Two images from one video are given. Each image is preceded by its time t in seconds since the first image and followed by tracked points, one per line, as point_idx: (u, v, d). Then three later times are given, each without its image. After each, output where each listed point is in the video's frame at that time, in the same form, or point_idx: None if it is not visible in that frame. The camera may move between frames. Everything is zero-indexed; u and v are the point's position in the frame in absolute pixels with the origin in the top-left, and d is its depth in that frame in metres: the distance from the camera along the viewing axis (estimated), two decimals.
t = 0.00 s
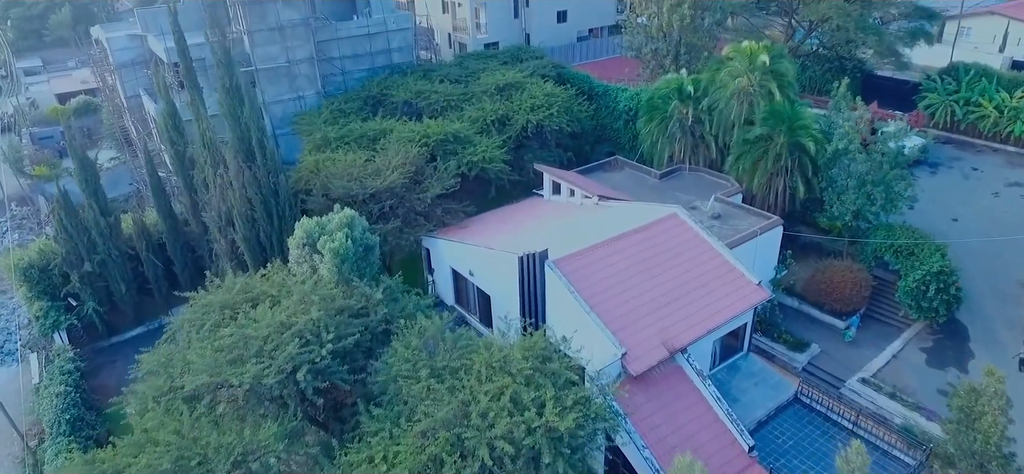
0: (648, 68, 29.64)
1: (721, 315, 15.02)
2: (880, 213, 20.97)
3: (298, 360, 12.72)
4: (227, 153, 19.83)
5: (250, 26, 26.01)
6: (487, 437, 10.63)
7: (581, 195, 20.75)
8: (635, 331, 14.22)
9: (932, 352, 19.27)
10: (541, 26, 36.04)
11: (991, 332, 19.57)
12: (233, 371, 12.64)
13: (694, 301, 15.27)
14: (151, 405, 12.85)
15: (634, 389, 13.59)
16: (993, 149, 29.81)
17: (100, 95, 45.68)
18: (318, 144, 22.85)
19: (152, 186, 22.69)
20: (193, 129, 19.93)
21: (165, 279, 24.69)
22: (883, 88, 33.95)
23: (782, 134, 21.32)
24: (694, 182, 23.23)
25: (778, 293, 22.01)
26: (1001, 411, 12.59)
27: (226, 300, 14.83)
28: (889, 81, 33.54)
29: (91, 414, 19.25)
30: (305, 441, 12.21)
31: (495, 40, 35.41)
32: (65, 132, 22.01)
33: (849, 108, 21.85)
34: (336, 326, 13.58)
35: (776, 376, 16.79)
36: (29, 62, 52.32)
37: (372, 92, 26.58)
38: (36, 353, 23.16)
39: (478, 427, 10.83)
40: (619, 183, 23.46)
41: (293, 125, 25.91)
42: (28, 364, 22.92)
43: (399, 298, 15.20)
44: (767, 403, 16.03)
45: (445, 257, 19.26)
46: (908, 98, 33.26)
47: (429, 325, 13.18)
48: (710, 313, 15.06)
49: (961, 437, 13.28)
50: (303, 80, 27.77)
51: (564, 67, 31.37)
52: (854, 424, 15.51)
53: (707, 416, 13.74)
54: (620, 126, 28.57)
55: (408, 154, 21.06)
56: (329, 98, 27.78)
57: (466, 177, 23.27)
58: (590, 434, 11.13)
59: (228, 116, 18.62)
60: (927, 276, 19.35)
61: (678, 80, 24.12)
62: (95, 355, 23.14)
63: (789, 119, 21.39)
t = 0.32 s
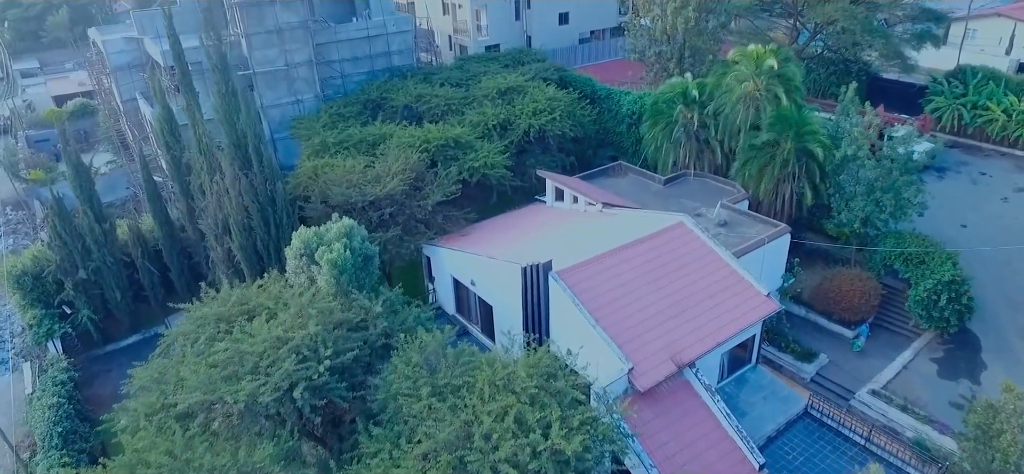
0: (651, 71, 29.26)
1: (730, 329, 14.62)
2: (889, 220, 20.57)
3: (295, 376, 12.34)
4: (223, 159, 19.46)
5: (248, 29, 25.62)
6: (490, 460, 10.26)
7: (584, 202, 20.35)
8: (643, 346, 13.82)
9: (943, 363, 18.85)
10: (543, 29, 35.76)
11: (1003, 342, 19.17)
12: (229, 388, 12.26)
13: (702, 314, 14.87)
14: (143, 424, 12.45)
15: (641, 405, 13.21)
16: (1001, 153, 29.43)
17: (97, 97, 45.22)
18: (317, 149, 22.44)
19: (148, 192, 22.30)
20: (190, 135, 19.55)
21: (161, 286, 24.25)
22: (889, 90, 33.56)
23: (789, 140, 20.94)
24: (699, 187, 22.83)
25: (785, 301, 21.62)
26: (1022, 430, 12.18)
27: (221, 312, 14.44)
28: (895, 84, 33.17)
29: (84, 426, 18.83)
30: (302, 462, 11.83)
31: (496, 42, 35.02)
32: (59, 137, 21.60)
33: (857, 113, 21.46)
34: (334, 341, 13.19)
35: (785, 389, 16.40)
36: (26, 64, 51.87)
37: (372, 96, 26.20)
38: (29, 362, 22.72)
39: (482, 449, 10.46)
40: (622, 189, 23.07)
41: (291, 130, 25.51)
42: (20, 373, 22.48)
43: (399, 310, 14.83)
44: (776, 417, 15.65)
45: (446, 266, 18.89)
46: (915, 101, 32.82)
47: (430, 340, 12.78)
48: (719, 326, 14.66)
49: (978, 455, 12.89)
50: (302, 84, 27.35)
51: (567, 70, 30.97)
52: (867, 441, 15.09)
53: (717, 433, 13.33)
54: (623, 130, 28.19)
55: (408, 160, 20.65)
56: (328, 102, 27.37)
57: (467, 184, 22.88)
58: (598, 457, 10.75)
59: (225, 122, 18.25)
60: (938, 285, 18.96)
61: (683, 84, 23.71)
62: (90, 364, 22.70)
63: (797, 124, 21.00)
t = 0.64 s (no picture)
0: (655, 74, 28.85)
1: (738, 343, 14.22)
2: (898, 228, 20.17)
3: (291, 394, 11.96)
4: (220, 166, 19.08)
5: (246, 32, 25.26)
6: None
7: (588, 209, 19.94)
8: (650, 360, 13.43)
9: (954, 374, 18.45)
10: (544, 31, 35.50)
11: (1015, 352, 18.79)
12: (223, 406, 11.89)
13: (710, 326, 14.48)
14: (134, 443, 12.05)
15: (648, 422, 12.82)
16: (1009, 157, 29.07)
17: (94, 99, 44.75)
18: (315, 154, 22.02)
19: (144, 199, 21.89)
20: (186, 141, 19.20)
21: (158, 293, 23.82)
22: (894, 93, 33.21)
23: (796, 145, 20.56)
24: (704, 193, 22.42)
25: (792, 310, 21.22)
26: None
27: (215, 325, 14.03)
28: (900, 87, 32.81)
29: (77, 438, 18.46)
30: None
31: (497, 45, 34.65)
32: (53, 143, 21.17)
33: (865, 117, 21.11)
34: (332, 356, 12.83)
35: (794, 402, 16.01)
36: (22, 66, 51.44)
37: (371, 100, 25.80)
38: (23, 372, 22.30)
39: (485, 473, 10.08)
40: (626, 195, 22.68)
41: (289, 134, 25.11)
42: (14, 383, 22.06)
43: (398, 323, 14.45)
44: (786, 432, 15.27)
45: (447, 275, 18.52)
46: (920, 104, 32.52)
47: (431, 356, 12.39)
48: (727, 339, 14.26)
49: None
50: (300, 87, 26.92)
51: (569, 73, 30.58)
52: (880, 457, 14.68)
53: (727, 450, 12.93)
54: (626, 134, 27.79)
55: (408, 166, 20.24)
56: (326, 106, 26.95)
57: (468, 190, 22.50)
58: None
59: (221, 127, 17.98)
60: (949, 295, 18.58)
61: (687, 88, 23.31)
62: (85, 374, 22.29)
63: (804, 129, 20.61)
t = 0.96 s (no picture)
0: (658, 77, 28.47)
1: (748, 357, 13.84)
2: (908, 235, 19.76)
3: (288, 413, 11.61)
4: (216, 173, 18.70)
5: (244, 35, 24.84)
6: None
7: (591, 216, 19.54)
8: (657, 376, 13.05)
9: (966, 385, 18.06)
10: (545, 33, 35.13)
11: None
12: (218, 425, 11.53)
13: (718, 340, 14.10)
14: (126, 463, 11.67)
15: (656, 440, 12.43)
16: (1017, 162, 28.69)
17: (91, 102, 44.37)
18: (314, 160, 21.64)
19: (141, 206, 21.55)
20: (182, 148, 18.84)
21: (154, 300, 23.39)
22: (899, 96, 32.80)
23: (803, 152, 20.20)
24: (709, 200, 22.03)
25: (799, 318, 20.84)
26: None
27: (209, 339, 13.66)
28: (907, 90, 32.37)
29: (69, 452, 18.14)
30: None
31: (498, 47, 34.27)
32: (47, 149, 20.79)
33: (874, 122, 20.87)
34: (329, 372, 12.48)
35: (803, 416, 15.64)
36: (20, 67, 51.06)
37: (371, 103, 25.42)
38: (15, 382, 21.89)
39: None
40: (629, 202, 22.29)
41: (288, 139, 24.71)
42: (6, 393, 21.68)
43: (398, 336, 14.08)
44: (796, 448, 14.88)
45: (448, 284, 18.16)
46: (926, 107, 32.09)
47: (432, 371, 12.00)
48: (736, 353, 13.88)
49: None
50: (299, 91, 26.52)
51: (571, 76, 30.20)
52: None
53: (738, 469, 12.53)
54: (629, 138, 27.39)
55: (408, 172, 19.86)
56: (325, 110, 26.54)
57: (470, 196, 22.11)
58: None
59: (217, 135, 17.55)
60: (961, 305, 18.19)
61: (692, 92, 22.93)
62: (79, 383, 21.89)
63: (811, 135, 20.23)
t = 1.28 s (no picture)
0: (662, 81, 28.01)
1: (759, 374, 13.39)
2: (920, 245, 19.25)
3: (283, 436, 11.20)
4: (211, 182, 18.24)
5: (241, 39, 24.37)
6: None
7: (595, 225, 19.04)
8: (665, 394, 12.60)
9: (980, 399, 17.62)
10: (547, 36, 34.72)
11: None
12: (212, 449, 11.13)
13: (727, 356, 13.65)
14: None
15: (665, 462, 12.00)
16: None
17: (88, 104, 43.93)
18: (312, 167, 21.21)
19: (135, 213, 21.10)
20: (177, 155, 18.39)
21: (149, 309, 22.91)
22: (906, 100, 32.41)
23: (811, 159, 19.74)
24: (715, 207, 21.60)
25: (807, 328, 20.39)
26: None
27: (203, 356, 13.18)
28: (914, 93, 31.99)
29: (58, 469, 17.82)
30: None
31: (499, 50, 33.83)
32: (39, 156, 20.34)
33: (884, 128, 20.34)
34: (326, 393, 12.04)
35: (814, 433, 15.22)
36: (17, 69, 50.61)
37: (370, 108, 24.98)
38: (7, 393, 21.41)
39: None
40: (633, 209, 21.86)
41: (286, 144, 24.27)
42: None
43: (397, 352, 13.64)
44: (807, 466, 14.46)
45: (449, 295, 17.73)
46: (933, 111, 31.67)
47: (433, 392, 11.54)
48: (747, 370, 13.43)
49: None
50: (297, 95, 26.07)
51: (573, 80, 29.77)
52: None
53: None
54: (633, 143, 26.92)
55: (408, 180, 19.41)
56: (324, 115, 26.12)
57: (471, 204, 21.66)
58: None
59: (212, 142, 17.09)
60: (975, 317, 17.75)
61: (698, 97, 22.46)
62: (73, 395, 21.40)
63: (820, 141, 19.75)
